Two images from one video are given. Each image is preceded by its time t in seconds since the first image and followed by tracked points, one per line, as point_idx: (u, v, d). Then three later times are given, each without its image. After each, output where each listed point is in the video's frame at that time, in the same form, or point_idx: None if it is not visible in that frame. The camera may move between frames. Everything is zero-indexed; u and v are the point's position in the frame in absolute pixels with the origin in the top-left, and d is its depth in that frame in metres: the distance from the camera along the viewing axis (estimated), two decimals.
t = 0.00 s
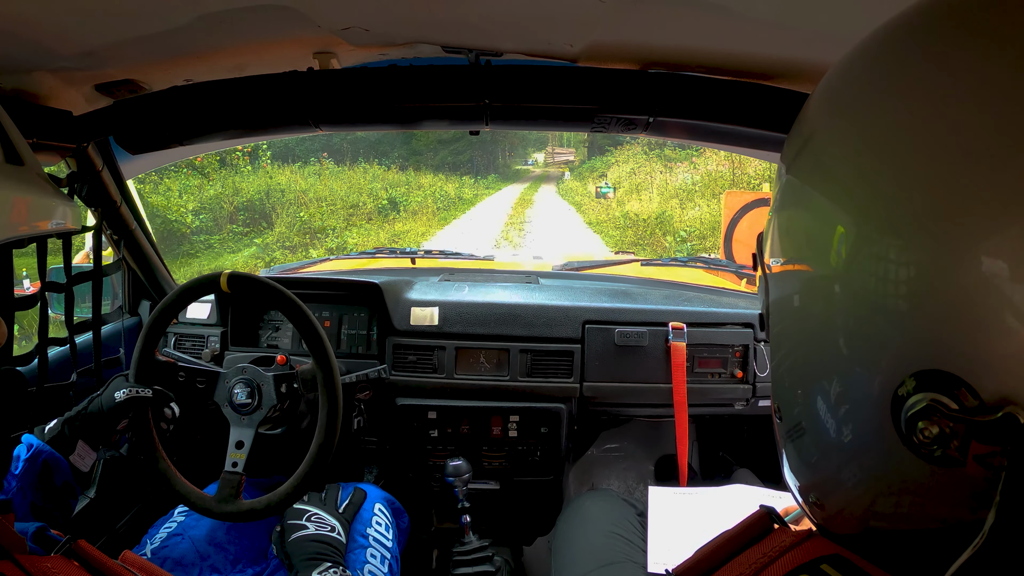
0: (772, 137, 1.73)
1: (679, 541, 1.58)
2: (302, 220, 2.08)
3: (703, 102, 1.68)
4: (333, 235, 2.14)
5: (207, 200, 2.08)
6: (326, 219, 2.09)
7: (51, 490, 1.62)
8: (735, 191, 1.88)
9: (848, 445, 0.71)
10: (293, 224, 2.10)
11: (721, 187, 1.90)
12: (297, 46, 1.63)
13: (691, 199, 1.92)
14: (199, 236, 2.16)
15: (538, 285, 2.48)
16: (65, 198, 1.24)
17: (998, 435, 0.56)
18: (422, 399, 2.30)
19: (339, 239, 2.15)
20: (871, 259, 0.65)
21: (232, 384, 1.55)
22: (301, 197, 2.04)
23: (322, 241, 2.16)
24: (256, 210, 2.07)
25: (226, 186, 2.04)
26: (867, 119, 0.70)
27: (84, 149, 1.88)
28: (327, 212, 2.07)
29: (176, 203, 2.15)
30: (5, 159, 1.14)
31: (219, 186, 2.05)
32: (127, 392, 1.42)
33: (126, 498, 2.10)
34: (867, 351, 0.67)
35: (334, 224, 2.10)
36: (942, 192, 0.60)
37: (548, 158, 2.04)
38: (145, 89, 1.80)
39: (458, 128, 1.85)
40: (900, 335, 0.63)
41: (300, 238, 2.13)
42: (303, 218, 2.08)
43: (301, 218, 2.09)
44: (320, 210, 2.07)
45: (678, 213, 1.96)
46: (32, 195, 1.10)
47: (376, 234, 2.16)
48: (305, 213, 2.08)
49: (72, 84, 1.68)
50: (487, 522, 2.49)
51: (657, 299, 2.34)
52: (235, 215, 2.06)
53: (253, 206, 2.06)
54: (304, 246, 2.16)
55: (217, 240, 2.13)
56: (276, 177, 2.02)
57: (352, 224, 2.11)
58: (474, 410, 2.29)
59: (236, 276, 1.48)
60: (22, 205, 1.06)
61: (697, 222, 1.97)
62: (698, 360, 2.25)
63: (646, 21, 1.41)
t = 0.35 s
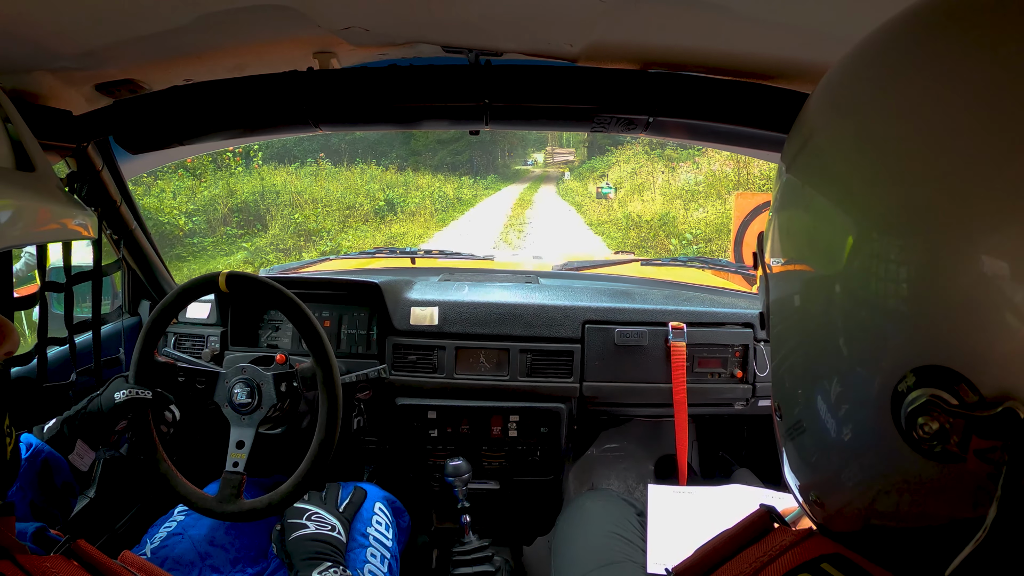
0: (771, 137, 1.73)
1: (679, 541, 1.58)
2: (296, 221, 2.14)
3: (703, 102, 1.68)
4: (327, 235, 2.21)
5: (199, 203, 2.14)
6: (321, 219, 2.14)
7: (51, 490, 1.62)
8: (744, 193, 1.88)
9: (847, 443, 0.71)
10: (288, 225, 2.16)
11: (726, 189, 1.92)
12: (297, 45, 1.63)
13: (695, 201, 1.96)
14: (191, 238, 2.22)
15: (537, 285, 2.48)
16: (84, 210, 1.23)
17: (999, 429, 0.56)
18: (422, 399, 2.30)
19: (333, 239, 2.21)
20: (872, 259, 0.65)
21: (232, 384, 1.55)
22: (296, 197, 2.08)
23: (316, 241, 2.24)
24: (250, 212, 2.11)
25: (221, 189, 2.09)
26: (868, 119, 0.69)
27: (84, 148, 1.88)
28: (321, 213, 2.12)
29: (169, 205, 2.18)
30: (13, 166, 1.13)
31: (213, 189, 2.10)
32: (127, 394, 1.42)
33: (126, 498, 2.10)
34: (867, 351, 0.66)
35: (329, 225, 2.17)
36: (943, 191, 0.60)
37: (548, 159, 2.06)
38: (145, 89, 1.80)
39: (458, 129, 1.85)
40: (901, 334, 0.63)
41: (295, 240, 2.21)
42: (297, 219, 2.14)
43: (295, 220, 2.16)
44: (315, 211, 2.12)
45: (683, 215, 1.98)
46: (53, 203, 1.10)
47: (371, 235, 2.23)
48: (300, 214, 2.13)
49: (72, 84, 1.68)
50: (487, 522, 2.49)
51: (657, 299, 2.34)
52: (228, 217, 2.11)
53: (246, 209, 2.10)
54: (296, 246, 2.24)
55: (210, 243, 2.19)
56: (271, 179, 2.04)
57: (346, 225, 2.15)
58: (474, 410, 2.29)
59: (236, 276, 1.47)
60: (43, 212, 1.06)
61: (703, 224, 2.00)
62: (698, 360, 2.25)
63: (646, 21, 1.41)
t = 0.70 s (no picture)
0: (771, 136, 1.73)
1: (679, 540, 1.58)
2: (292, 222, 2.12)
3: (703, 102, 1.68)
4: (323, 236, 2.19)
5: (195, 205, 2.14)
6: (317, 220, 2.13)
7: (51, 491, 1.62)
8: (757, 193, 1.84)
9: (854, 442, 0.71)
10: (284, 226, 2.14)
11: (733, 188, 1.93)
12: (297, 45, 1.63)
13: (699, 201, 1.93)
14: (185, 241, 2.25)
15: (537, 285, 2.48)
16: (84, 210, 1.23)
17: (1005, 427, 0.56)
18: (422, 399, 2.30)
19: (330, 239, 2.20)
20: (881, 260, 0.65)
21: (233, 384, 1.55)
22: (292, 199, 2.07)
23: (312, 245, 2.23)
24: (245, 215, 2.10)
25: (216, 191, 2.08)
26: (877, 121, 0.70)
27: (84, 148, 1.88)
28: (317, 215, 2.11)
29: (162, 208, 2.21)
30: (11, 168, 1.13)
31: (210, 191, 2.09)
32: (127, 395, 1.42)
33: (126, 498, 2.10)
34: (876, 352, 0.67)
35: (325, 227, 2.15)
36: (952, 192, 0.60)
37: (548, 159, 2.05)
38: (145, 89, 1.80)
39: (458, 129, 1.85)
40: (910, 335, 0.63)
41: (289, 243, 2.18)
42: (293, 221, 2.13)
43: (291, 222, 2.14)
44: (311, 211, 2.11)
45: (687, 215, 1.96)
46: (54, 204, 1.10)
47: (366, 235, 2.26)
48: (296, 216, 2.12)
49: (72, 84, 1.68)
50: (487, 522, 2.49)
51: (657, 299, 2.34)
52: (223, 219, 2.10)
53: (242, 210, 2.09)
54: (291, 249, 2.21)
55: (205, 245, 2.20)
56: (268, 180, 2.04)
57: (342, 225, 2.16)
58: (474, 410, 2.29)
59: (235, 276, 1.47)
60: (45, 212, 1.06)
61: (708, 224, 1.99)
62: (698, 360, 2.25)
63: (646, 21, 1.41)
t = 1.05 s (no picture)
0: (770, 137, 1.73)
1: (678, 541, 1.58)
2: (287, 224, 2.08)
3: (703, 102, 1.68)
4: (319, 237, 2.15)
5: (189, 206, 2.10)
6: (313, 221, 2.09)
7: (51, 490, 1.62)
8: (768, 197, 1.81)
9: (852, 443, 0.71)
10: (279, 226, 2.10)
11: (737, 188, 1.89)
12: (298, 46, 1.63)
13: (703, 201, 1.90)
14: (177, 241, 2.23)
15: (537, 285, 2.48)
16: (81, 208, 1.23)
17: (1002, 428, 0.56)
18: (422, 399, 2.30)
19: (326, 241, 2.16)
20: (879, 260, 0.65)
21: (232, 384, 1.55)
22: (289, 200, 2.03)
23: (307, 246, 2.18)
24: (242, 216, 2.08)
25: (213, 192, 2.06)
26: (875, 122, 0.70)
27: (84, 148, 1.88)
28: (313, 216, 2.07)
29: (156, 208, 2.20)
30: (8, 164, 1.14)
31: (205, 192, 2.07)
32: (127, 395, 1.42)
33: (126, 497, 2.10)
34: (874, 352, 0.67)
35: (321, 228, 2.11)
36: (950, 193, 0.60)
37: (548, 159, 2.06)
38: (145, 89, 1.80)
39: (458, 129, 1.85)
40: (907, 335, 0.63)
41: (284, 244, 2.15)
42: (288, 223, 2.08)
43: (285, 222, 2.09)
44: (307, 212, 2.06)
45: (690, 216, 1.93)
46: (52, 202, 1.10)
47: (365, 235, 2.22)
48: (291, 217, 2.07)
49: (72, 83, 1.68)
50: (486, 522, 2.49)
51: (657, 299, 2.34)
52: (219, 220, 2.08)
53: (238, 210, 2.06)
54: (286, 250, 2.17)
55: (200, 247, 2.17)
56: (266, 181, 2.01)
57: (340, 225, 2.13)
58: (474, 410, 2.29)
59: (235, 276, 1.48)
60: (40, 211, 1.06)
61: (712, 227, 1.96)
62: (698, 361, 2.25)
63: (646, 22, 1.41)
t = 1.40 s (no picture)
0: (770, 136, 1.73)
1: (679, 541, 1.58)
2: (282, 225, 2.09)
3: (703, 102, 1.68)
4: (314, 238, 2.15)
5: (185, 207, 2.12)
6: (309, 222, 2.09)
7: (51, 491, 1.62)
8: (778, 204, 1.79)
9: (849, 443, 0.71)
10: (275, 228, 2.12)
11: (742, 190, 1.89)
12: (297, 46, 1.63)
13: (707, 203, 1.92)
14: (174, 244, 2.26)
15: (537, 285, 2.48)
16: (72, 204, 1.23)
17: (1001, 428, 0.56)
18: (422, 399, 2.30)
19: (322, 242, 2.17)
20: (876, 259, 0.65)
21: (233, 384, 1.55)
22: (284, 202, 2.05)
23: (301, 249, 2.20)
24: (237, 217, 2.08)
25: (209, 195, 2.07)
26: (872, 120, 0.69)
27: (84, 148, 1.88)
28: (309, 219, 2.08)
29: (152, 211, 2.22)
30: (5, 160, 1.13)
31: (200, 194, 2.08)
32: (127, 395, 1.42)
33: (126, 498, 2.10)
34: (871, 351, 0.66)
35: (315, 230, 2.12)
36: (948, 192, 0.60)
37: (547, 160, 2.04)
38: (145, 89, 1.81)
39: (459, 129, 1.85)
40: (904, 335, 0.63)
41: (279, 246, 2.18)
42: (284, 225, 2.10)
43: (281, 224, 2.10)
44: (303, 214, 2.07)
45: (695, 219, 1.96)
46: (42, 200, 1.09)
47: (361, 238, 2.16)
48: (287, 219, 2.09)
49: (72, 84, 1.68)
50: (486, 523, 2.49)
51: (657, 299, 2.34)
52: (213, 222, 2.08)
53: (234, 212, 2.07)
54: (280, 252, 2.20)
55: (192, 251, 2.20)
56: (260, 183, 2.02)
57: (335, 227, 2.10)
58: (474, 410, 2.29)
59: (235, 276, 1.47)
60: (29, 208, 1.04)
61: (717, 229, 1.98)
62: (698, 360, 2.25)
63: (645, 22, 1.41)
